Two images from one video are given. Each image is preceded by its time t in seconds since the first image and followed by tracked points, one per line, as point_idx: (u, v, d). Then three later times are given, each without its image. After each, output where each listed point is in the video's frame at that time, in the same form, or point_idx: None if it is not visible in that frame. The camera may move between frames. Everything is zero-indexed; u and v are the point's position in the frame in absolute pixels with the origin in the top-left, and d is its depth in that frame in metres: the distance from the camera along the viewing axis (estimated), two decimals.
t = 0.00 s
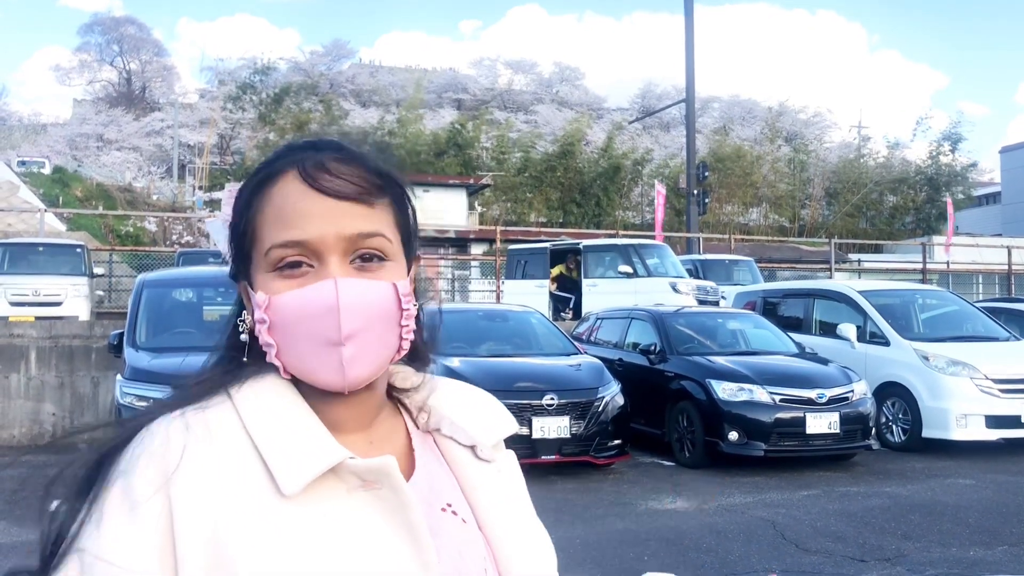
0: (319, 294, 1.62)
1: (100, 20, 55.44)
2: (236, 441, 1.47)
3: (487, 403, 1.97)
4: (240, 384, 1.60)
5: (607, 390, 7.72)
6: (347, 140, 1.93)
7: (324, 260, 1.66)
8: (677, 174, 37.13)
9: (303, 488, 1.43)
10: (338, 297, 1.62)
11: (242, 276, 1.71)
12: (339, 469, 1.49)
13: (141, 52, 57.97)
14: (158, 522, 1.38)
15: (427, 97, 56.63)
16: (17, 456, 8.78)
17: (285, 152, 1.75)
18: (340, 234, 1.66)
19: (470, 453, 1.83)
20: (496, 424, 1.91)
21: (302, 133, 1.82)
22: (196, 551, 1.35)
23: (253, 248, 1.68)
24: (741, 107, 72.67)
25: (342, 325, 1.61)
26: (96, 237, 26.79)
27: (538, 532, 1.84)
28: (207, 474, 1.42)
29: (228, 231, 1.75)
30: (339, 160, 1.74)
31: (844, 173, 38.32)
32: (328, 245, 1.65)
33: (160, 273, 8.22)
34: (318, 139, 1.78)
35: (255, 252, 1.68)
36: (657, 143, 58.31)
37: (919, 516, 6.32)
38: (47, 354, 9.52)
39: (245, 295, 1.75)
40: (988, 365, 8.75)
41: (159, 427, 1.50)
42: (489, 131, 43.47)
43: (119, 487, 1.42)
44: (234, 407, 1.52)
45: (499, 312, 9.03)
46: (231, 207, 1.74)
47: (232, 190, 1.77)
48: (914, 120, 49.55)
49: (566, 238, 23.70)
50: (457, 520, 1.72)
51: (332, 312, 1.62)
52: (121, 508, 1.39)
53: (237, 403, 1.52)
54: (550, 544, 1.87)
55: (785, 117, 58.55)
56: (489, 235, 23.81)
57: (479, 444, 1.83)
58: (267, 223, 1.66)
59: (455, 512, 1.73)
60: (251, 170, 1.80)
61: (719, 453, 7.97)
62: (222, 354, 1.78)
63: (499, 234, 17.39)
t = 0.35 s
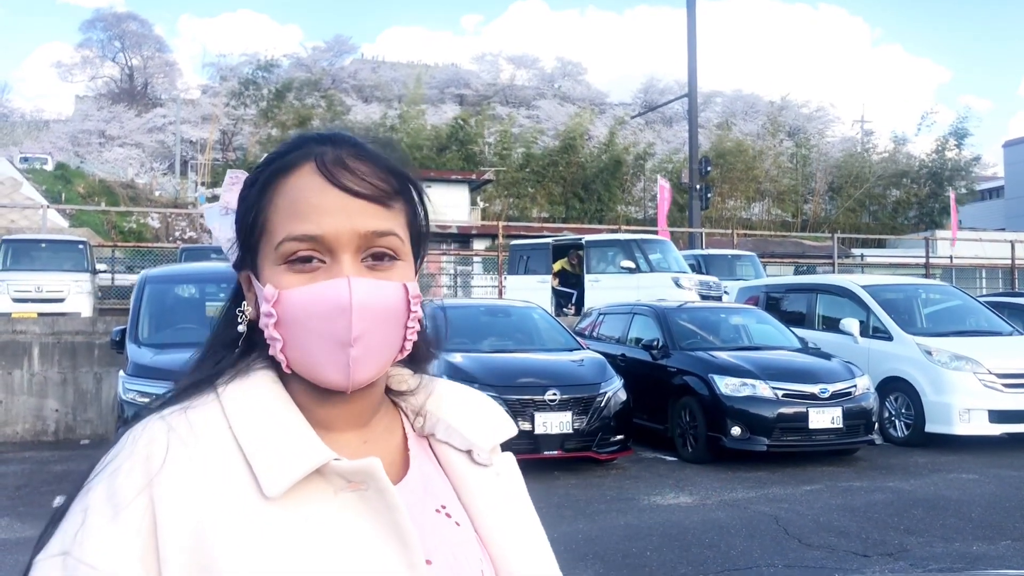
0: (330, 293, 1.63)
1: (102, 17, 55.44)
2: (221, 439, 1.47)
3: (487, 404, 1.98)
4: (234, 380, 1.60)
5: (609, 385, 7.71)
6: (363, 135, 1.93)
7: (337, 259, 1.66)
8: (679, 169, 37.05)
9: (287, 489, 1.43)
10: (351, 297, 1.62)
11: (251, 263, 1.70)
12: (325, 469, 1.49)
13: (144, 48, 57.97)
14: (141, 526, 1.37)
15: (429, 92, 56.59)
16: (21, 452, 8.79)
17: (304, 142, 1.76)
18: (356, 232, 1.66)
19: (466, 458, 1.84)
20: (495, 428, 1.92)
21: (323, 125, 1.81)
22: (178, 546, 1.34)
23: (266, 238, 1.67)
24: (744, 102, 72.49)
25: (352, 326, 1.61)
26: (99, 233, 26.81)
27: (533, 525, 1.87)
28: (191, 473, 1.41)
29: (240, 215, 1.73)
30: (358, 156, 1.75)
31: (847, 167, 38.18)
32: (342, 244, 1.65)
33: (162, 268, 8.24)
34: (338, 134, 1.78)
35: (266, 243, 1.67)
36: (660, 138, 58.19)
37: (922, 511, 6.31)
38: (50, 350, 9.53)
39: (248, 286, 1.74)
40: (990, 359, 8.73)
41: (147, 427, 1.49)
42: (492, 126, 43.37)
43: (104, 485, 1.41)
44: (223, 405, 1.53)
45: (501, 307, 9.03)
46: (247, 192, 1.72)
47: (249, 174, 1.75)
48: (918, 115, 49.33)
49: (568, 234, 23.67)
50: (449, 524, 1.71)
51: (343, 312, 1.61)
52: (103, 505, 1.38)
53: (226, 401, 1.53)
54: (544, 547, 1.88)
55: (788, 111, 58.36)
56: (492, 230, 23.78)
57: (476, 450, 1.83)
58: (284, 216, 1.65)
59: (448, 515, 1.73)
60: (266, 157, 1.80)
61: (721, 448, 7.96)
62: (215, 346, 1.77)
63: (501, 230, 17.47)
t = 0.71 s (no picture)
0: (337, 306, 1.63)
1: (104, 15, 55.54)
2: (235, 436, 1.47)
3: (492, 417, 1.99)
4: (244, 380, 1.60)
5: (612, 382, 7.72)
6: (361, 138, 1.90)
7: (343, 272, 1.65)
8: (682, 166, 37.04)
9: (303, 486, 1.43)
10: (358, 310, 1.63)
11: (255, 274, 1.70)
12: (338, 469, 1.49)
13: (146, 46, 58.09)
14: (158, 516, 1.36)
15: (431, 89, 56.64)
16: (24, 450, 8.80)
17: (307, 150, 1.75)
18: (361, 243, 1.66)
19: (472, 470, 1.84)
20: (497, 438, 1.93)
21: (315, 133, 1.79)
22: (194, 535, 1.34)
23: (271, 250, 1.66)
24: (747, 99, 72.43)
25: (361, 340, 1.61)
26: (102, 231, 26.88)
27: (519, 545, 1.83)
28: (204, 469, 1.41)
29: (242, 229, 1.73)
30: (360, 166, 1.74)
31: (849, 163, 38.14)
32: (348, 256, 1.65)
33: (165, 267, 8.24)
34: (340, 141, 1.77)
35: (271, 255, 1.66)
36: (662, 134, 58.14)
37: (926, 507, 6.30)
38: (53, 348, 9.54)
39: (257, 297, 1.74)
40: (994, 355, 8.72)
41: (159, 421, 1.48)
42: (494, 123, 43.38)
43: (119, 477, 1.41)
44: (235, 402, 1.52)
45: (504, 305, 9.02)
46: (248, 210, 1.71)
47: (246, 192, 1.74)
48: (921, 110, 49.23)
49: (571, 231, 23.66)
50: (457, 528, 1.72)
51: (352, 327, 1.61)
52: (118, 499, 1.38)
53: (239, 398, 1.53)
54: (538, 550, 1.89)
55: (791, 107, 58.26)
56: (494, 227, 23.80)
57: (481, 461, 1.84)
58: (288, 231, 1.65)
59: (456, 519, 1.75)
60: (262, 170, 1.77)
61: (725, 445, 7.96)
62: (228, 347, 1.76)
63: (503, 227, 17.40)
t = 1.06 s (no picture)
0: (365, 298, 1.67)
1: (121, 26, 56.07)
2: (204, 467, 1.46)
3: (459, 415, 2.01)
4: (211, 404, 1.59)
5: (629, 387, 7.71)
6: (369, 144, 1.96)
7: (368, 265, 1.70)
8: (697, 170, 36.97)
9: (282, 514, 1.44)
10: (387, 305, 1.69)
11: (261, 264, 1.69)
12: (317, 491, 1.50)
13: (162, 57, 58.55)
14: (128, 552, 1.36)
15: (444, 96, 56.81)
16: (46, 458, 8.90)
17: (331, 146, 1.79)
18: (391, 243, 1.71)
19: (446, 464, 1.89)
20: (466, 434, 1.96)
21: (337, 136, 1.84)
22: (169, 563, 1.34)
23: (296, 234, 1.66)
24: (761, 101, 72.26)
25: (381, 335, 1.68)
26: (120, 241, 27.07)
27: (493, 510, 1.91)
28: (174, 499, 1.40)
29: (252, 212, 1.72)
30: (386, 168, 1.80)
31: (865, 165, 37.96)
32: (377, 250, 1.70)
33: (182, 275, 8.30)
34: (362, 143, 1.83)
35: (296, 241, 1.66)
36: (677, 138, 58.06)
37: (946, 510, 6.26)
38: (73, 357, 9.63)
39: (244, 289, 1.73)
40: (1014, 357, 8.65)
41: (116, 465, 1.46)
42: (509, 128, 43.44)
43: (84, 521, 1.40)
44: (200, 427, 1.53)
45: (519, 310, 9.03)
46: (268, 192, 1.72)
47: (266, 176, 1.74)
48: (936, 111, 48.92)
49: (587, 235, 23.65)
50: (440, 528, 1.76)
51: (378, 321, 1.68)
52: (85, 541, 1.37)
53: (203, 423, 1.53)
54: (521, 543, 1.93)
55: (806, 109, 58.06)
56: (510, 233, 23.84)
57: (454, 456, 1.89)
58: (320, 216, 1.67)
59: (438, 519, 1.78)
60: (277, 162, 1.79)
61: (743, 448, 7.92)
62: (202, 357, 1.75)
63: (519, 232, 17.26)
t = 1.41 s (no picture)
0: (366, 283, 1.67)
1: (121, 27, 56.12)
2: (207, 468, 1.46)
3: (463, 419, 2.01)
4: (215, 402, 1.60)
5: (629, 389, 7.71)
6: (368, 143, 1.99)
7: (371, 250, 1.70)
8: (697, 171, 36.98)
9: (284, 516, 1.43)
10: (389, 288, 1.68)
11: (266, 257, 1.71)
12: (321, 492, 1.50)
13: (163, 58, 58.62)
14: (131, 556, 1.36)
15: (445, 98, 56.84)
16: (46, 460, 8.90)
17: (334, 143, 1.81)
18: (393, 229, 1.72)
19: (451, 466, 1.88)
20: (471, 436, 1.95)
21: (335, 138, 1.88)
22: (173, 562, 1.34)
23: (299, 223, 1.68)
24: (761, 102, 72.30)
25: (385, 318, 1.68)
26: (121, 242, 27.09)
27: (497, 516, 1.90)
28: (178, 504, 1.40)
29: (254, 211, 1.74)
30: (388, 159, 1.82)
31: (866, 167, 37.96)
32: (379, 236, 1.71)
33: (183, 277, 8.30)
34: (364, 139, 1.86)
35: (299, 231, 1.68)
36: (677, 139, 58.09)
37: (947, 511, 6.26)
38: (73, 358, 9.63)
39: (250, 286, 1.74)
40: (1014, 359, 8.65)
41: (122, 464, 1.47)
42: (509, 130, 43.41)
43: (88, 524, 1.39)
44: (204, 429, 1.53)
45: (520, 312, 9.03)
46: (270, 188, 1.74)
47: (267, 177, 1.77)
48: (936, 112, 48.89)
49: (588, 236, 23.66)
50: (443, 532, 1.75)
51: (381, 304, 1.68)
52: (87, 542, 1.37)
53: (207, 423, 1.53)
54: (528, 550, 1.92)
55: (806, 111, 58.09)
56: (510, 234, 23.86)
57: (459, 459, 1.88)
58: (321, 204, 1.69)
59: (441, 524, 1.78)
60: (280, 163, 1.82)
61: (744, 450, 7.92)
62: (209, 355, 1.75)
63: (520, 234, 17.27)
